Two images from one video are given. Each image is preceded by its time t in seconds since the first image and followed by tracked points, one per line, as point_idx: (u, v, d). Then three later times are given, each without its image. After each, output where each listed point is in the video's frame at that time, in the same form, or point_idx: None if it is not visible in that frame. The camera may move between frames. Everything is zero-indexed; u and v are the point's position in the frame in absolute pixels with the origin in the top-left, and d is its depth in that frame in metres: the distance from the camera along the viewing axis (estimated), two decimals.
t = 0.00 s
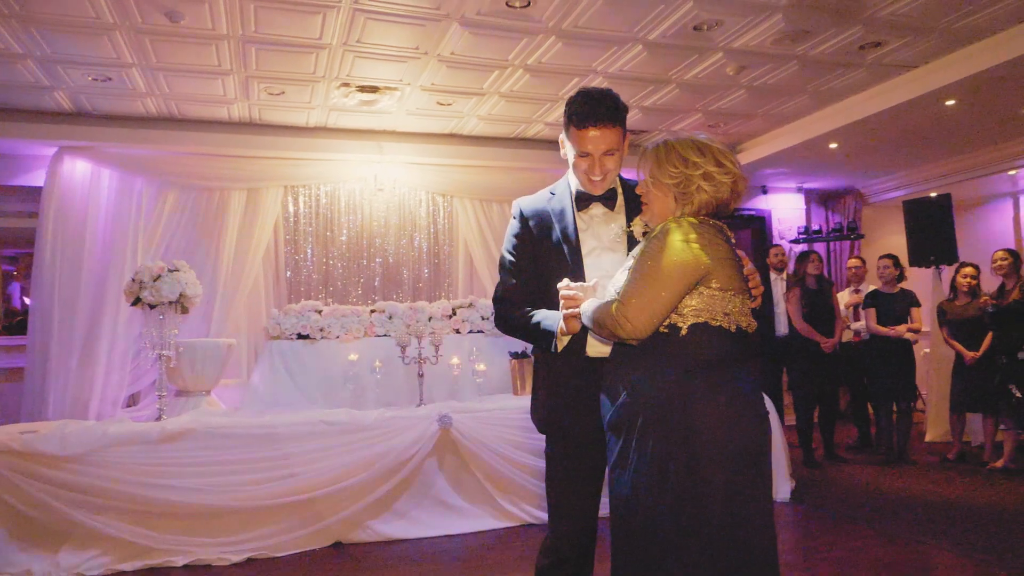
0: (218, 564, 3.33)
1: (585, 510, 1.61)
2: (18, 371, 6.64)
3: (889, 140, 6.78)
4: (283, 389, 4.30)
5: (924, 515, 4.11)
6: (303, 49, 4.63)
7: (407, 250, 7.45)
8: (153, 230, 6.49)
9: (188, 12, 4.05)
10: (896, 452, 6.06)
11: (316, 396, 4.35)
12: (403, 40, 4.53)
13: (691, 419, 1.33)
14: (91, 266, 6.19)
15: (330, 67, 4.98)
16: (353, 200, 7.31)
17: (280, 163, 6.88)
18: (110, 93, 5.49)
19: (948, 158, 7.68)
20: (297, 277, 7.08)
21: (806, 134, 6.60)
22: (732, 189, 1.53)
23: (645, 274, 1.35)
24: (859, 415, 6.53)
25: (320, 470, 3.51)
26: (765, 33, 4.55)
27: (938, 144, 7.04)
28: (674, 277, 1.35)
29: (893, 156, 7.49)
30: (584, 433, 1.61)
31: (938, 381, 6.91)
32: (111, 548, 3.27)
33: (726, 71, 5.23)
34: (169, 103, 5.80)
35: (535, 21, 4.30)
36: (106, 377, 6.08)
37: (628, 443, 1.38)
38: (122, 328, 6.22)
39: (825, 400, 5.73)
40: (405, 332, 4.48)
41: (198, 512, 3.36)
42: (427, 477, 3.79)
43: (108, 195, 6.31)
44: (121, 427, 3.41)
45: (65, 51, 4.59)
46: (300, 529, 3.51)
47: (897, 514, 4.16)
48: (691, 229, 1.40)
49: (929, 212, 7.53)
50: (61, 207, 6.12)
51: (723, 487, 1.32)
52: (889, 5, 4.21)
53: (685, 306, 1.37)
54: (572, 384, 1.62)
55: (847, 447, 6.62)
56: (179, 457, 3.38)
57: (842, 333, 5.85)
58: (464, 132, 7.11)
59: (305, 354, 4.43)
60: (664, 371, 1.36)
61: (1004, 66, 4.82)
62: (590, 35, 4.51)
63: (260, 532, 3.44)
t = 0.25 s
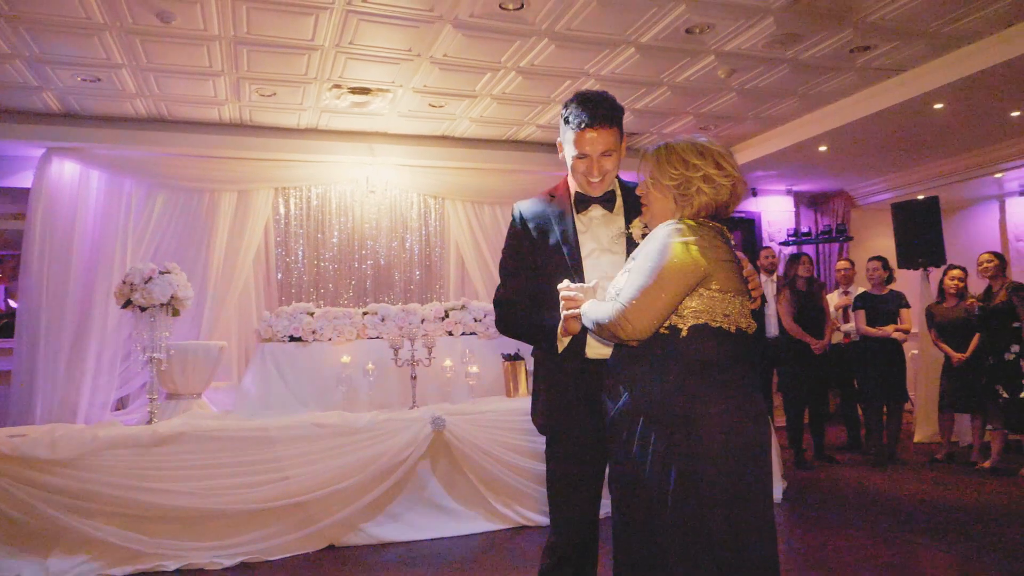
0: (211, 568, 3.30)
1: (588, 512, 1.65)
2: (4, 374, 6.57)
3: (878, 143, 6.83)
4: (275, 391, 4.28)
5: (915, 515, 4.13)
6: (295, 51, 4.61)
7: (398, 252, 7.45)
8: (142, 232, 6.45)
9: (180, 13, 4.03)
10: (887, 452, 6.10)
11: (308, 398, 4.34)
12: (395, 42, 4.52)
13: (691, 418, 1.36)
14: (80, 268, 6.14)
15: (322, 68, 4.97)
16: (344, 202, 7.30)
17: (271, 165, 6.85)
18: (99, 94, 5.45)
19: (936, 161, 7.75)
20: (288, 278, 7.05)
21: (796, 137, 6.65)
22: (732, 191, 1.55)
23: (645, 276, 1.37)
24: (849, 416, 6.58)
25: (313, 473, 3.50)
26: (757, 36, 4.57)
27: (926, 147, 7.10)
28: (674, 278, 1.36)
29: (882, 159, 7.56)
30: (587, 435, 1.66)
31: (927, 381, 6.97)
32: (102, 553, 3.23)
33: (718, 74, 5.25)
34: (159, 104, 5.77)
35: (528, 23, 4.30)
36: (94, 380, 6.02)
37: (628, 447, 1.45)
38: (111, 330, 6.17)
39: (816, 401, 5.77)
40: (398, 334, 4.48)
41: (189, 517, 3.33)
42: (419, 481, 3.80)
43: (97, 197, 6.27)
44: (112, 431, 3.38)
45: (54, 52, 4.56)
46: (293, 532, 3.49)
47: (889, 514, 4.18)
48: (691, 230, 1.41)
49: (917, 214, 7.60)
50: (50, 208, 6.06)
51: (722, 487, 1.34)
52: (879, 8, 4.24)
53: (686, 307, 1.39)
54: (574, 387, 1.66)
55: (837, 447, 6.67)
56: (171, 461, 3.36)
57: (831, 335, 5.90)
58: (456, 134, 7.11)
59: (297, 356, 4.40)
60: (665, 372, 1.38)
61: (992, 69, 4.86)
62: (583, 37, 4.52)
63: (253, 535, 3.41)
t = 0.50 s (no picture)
0: (203, 571, 3.29)
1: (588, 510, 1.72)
2: None
3: (867, 146, 6.89)
4: (267, 393, 4.26)
5: (904, 515, 4.17)
6: (287, 52, 4.60)
7: (389, 254, 7.44)
8: (131, 233, 6.40)
9: (170, 12, 4.00)
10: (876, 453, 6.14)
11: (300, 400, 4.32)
12: (388, 44, 4.52)
13: (691, 416, 1.42)
14: (68, 270, 6.08)
15: (313, 69, 4.96)
16: (335, 203, 7.27)
17: (261, 166, 6.81)
18: (88, 94, 5.41)
19: (923, 164, 7.82)
20: (278, 280, 7.02)
21: (786, 140, 6.69)
22: (730, 192, 1.59)
23: (647, 278, 1.42)
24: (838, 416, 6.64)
25: (306, 475, 3.48)
26: (748, 39, 4.61)
27: (914, 150, 7.17)
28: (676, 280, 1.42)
29: (870, 161, 7.62)
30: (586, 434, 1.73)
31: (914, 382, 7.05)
32: (91, 557, 3.20)
33: (709, 77, 5.29)
34: (149, 105, 5.73)
35: (520, 25, 4.31)
36: (82, 383, 5.96)
37: (630, 451, 1.49)
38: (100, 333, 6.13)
39: (805, 402, 5.81)
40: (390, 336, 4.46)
41: (181, 520, 3.31)
42: (413, 484, 3.79)
43: (85, 198, 6.21)
44: (101, 434, 3.35)
45: (43, 51, 4.52)
46: (286, 535, 3.47)
47: (878, 513, 4.21)
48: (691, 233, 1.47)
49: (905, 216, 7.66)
50: (37, 210, 6.01)
51: (721, 483, 1.40)
52: (869, 11, 4.27)
53: (687, 308, 1.45)
54: (574, 389, 1.74)
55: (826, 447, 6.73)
56: (162, 464, 3.33)
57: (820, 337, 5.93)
58: (447, 136, 7.10)
59: (288, 358, 4.37)
60: (666, 373, 1.44)
61: (980, 73, 4.91)
62: (575, 39, 4.53)
63: (245, 538, 3.39)
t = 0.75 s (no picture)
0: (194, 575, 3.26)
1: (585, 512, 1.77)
2: None
3: (855, 148, 6.94)
4: (257, 395, 4.24)
5: (894, 514, 4.20)
6: (277, 52, 4.58)
7: (380, 256, 7.42)
8: (119, 235, 6.34)
9: (160, 11, 3.97)
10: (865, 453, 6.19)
11: (291, 402, 4.29)
12: (379, 44, 4.51)
13: (690, 417, 1.46)
14: (54, 271, 6.02)
15: (304, 70, 4.93)
16: (325, 204, 7.25)
17: (251, 167, 6.76)
18: (75, 94, 5.36)
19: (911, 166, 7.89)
20: (268, 282, 6.98)
21: (775, 142, 6.74)
22: (728, 193, 1.61)
23: (647, 281, 1.47)
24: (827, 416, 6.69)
25: (298, 478, 3.46)
26: (739, 42, 4.63)
27: (902, 152, 7.23)
28: (675, 283, 1.46)
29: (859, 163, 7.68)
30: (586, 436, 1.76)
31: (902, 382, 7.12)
32: (81, 561, 3.17)
33: (700, 79, 5.31)
34: (138, 105, 5.68)
35: (513, 26, 4.31)
36: (70, 385, 5.90)
37: (631, 454, 1.53)
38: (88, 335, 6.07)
39: (794, 403, 5.86)
40: (381, 338, 4.43)
41: (172, 523, 3.29)
42: (405, 486, 3.78)
43: (72, 198, 6.15)
44: (91, 436, 3.33)
45: (30, 51, 4.47)
46: (277, 539, 3.45)
47: (868, 513, 4.24)
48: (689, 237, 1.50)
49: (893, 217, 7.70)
50: (23, 210, 5.94)
51: (721, 483, 1.45)
52: (859, 14, 4.30)
53: (686, 310, 1.49)
54: (574, 392, 1.77)
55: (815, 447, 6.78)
56: (153, 467, 3.31)
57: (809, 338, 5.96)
58: (438, 137, 7.09)
59: (279, 360, 4.35)
60: (666, 374, 1.48)
61: (967, 76, 4.95)
62: (566, 41, 4.54)
63: (237, 541, 3.37)
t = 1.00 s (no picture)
0: None
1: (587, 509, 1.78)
2: None
3: (843, 150, 7.01)
4: (248, 396, 4.21)
5: (883, 513, 4.23)
6: (269, 52, 4.56)
7: (370, 257, 7.40)
8: (106, 235, 6.28)
9: (150, 10, 3.94)
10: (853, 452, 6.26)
11: (282, 404, 4.27)
12: (370, 45, 4.50)
13: (691, 416, 1.48)
14: (40, 273, 5.95)
15: (294, 70, 4.91)
16: (315, 205, 7.22)
17: (240, 168, 6.72)
18: (62, 94, 5.30)
19: (897, 168, 7.97)
20: (257, 283, 6.94)
21: (764, 144, 6.79)
22: (726, 194, 1.62)
23: (645, 284, 1.49)
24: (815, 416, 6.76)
25: (290, 480, 3.44)
26: (729, 44, 4.66)
27: (889, 155, 7.31)
28: (673, 286, 1.48)
29: (846, 165, 7.75)
30: (585, 433, 1.79)
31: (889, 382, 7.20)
32: (70, 565, 3.14)
33: (690, 81, 5.34)
34: (126, 105, 5.63)
35: (505, 28, 4.32)
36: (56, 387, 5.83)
37: (632, 453, 1.54)
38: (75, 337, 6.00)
39: (783, 402, 5.91)
40: (372, 339, 4.42)
41: (163, 526, 3.26)
42: (398, 488, 3.77)
43: (58, 199, 6.08)
44: (79, 439, 3.29)
45: (15, 49, 4.42)
46: (269, 542, 3.43)
47: (857, 512, 4.27)
48: (687, 239, 1.52)
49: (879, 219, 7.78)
50: (8, 211, 5.87)
51: (721, 481, 1.47)
52: (848, 17, 4.34)
53: (684, 312, 1.51)
54: (574, 391, 1.80)
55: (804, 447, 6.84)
56: (142, 470, 3.28)
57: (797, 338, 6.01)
58: (429, 139, 7.08)
59: (269, 362, 4.33)
60: (667, 374, 1.50)
61: (954, 80, 5.01)
62: (558, 43, 4.55)
63: (228, 545, 3.34)
